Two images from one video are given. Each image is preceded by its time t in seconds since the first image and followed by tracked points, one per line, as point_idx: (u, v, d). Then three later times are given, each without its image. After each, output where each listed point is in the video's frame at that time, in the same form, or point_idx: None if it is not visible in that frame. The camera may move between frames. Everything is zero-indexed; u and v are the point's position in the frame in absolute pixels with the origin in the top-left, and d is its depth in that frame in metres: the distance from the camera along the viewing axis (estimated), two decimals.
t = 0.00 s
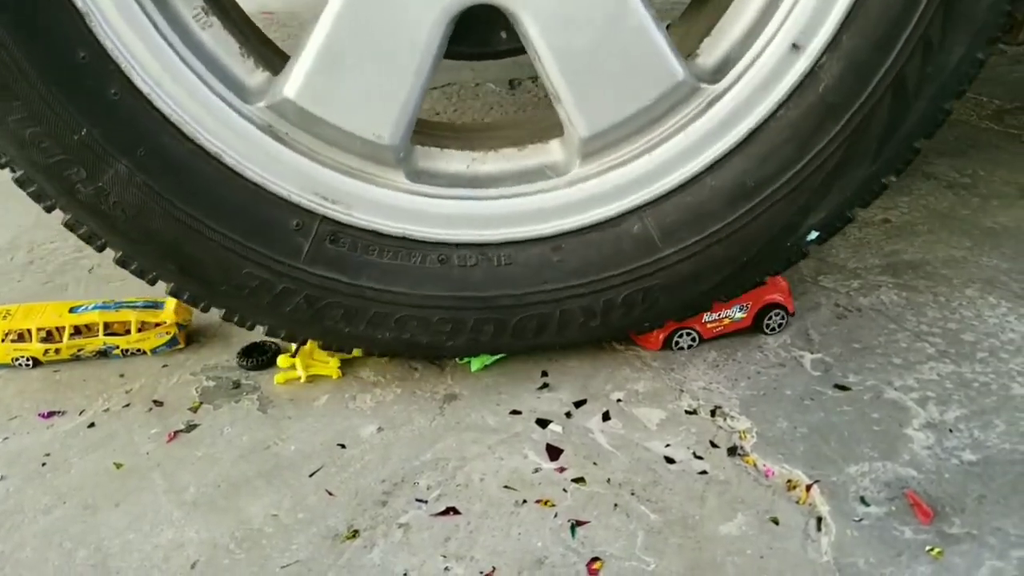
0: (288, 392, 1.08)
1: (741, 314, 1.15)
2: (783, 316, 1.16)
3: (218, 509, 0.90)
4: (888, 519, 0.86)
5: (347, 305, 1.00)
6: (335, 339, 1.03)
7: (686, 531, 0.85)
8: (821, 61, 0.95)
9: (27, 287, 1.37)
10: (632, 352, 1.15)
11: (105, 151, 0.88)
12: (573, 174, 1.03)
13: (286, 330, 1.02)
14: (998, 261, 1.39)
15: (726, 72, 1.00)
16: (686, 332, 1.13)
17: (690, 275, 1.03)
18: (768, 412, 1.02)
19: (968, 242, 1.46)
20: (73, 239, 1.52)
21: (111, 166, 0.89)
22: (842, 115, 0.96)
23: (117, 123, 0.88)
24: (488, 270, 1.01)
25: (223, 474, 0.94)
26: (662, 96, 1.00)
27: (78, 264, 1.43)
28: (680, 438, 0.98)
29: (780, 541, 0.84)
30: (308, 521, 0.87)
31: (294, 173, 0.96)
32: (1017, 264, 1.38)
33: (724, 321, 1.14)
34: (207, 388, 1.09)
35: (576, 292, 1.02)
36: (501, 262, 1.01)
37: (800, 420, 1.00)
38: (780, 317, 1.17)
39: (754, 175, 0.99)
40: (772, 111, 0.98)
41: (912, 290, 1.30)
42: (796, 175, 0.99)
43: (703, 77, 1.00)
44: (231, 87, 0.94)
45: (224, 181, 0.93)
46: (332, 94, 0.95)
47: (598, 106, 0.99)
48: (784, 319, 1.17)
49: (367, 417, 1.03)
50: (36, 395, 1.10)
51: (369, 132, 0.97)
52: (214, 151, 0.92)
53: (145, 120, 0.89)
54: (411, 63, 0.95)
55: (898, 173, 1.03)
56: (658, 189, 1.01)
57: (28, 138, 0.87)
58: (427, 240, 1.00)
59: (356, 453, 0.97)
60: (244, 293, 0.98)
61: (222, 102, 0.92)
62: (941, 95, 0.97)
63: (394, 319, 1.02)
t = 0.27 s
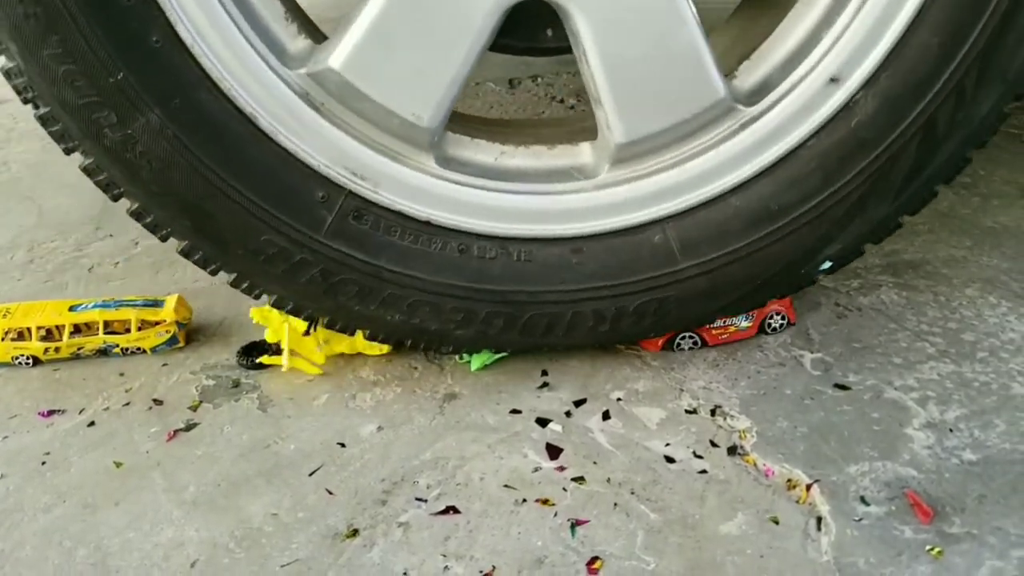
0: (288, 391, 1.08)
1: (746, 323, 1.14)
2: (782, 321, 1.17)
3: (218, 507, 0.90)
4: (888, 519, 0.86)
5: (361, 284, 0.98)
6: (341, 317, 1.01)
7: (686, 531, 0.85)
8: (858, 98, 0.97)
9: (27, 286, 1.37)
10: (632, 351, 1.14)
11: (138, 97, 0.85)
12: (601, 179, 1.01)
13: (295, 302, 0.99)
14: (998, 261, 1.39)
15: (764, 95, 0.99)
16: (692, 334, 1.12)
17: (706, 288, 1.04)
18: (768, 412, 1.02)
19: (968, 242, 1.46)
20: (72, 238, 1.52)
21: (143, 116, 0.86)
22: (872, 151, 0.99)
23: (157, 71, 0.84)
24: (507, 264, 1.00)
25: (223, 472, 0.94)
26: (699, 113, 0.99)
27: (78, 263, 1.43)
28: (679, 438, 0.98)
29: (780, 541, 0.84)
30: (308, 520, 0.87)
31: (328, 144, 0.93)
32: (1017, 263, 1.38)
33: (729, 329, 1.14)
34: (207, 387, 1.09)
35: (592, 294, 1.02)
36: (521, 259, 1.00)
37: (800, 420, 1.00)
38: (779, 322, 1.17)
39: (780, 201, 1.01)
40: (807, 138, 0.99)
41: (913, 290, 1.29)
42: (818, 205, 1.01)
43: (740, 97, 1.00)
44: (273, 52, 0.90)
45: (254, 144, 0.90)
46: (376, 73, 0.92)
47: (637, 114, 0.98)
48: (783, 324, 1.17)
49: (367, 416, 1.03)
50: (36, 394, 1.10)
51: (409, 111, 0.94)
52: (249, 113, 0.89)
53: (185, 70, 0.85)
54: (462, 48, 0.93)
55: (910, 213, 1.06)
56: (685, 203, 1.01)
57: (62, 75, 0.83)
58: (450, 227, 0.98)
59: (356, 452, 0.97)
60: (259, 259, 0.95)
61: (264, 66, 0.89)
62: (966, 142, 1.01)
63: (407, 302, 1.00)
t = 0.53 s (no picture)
0: (288, 390, 1.08)
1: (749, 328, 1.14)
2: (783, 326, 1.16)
3: (218, 507, 0.90)
4: (888, 519, 0.86)
5: (377, 254, 0.96)
6: (351, 287, 0.99)
7: (686, 530, 0.85)
8: (887, 128, 1.01)
9: (26, 286, 1.37)
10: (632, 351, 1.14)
11: (182, 37, 0.82)
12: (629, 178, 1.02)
13: (307, 267, 0.98)
14: (999, 261, 1.39)
15: (798, 116, 1.03)
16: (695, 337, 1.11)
17: (718, 298, 1.05)
18: (768, 412, 1.01)
19: (969, 242, 1.46)
20: (72, 238, 1.52)
21: (183, 56, 0.83)
22: (894, 183, 1.03)
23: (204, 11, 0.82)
24: (526, 253, 1.00)
25: (223, 472, 0.94)
26: (732, 127, 1.01)
27: (78, 264, 1.43)
28: (679, 437, 0.98)
29: (780, 541, 0.84)
30: (308, 520, 0.87)
31: (367, 113, 0.92)
32: (1018, 263, 1.38)
33: (732, 334, 1.13)
34: (207, 387, 1.09)
35: (606, 292, 1.03)
36: (541, 250, 1.00)
37: (800, 420, 1.00)
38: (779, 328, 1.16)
39: (801, 220, 1.03)
40: (834, 162, 1.02)
41: (913, 290, 1.29)
42: (836, 229, 1.04)
43: (773, 115, 1.03)
44: (321, 14, 0.89)
45: (292, 100, 0.88)
46: (422, 50, 0.91)
47: (673, 115, 0.99)
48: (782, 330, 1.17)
49: (367, 416, 1.03)
50: (35, 394, 1.10)
51: (450, 87, 0.93)
52: (291, 69, 0.87)
53: (232, 14, 0.82)
54: (510, 31, 0.91)
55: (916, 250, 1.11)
56: (709, 212, 1.03)
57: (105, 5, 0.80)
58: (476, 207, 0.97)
59: (356, 452, 0.97)
60: (280, 217, 0.93)
61: (314, 27, 0.87)
62: (981, 186, 1.06)
63: (422, 279, 0.99)
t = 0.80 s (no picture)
0: (289, 390, 1.08)
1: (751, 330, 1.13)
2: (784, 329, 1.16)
3: (218, 507, 0.89)
4: (890, 519, 0.86)
5: (399, 220, 0.95)
6: (366, 253, 0.98)
7: (688, 531, 0.85)
8: (914, 156, 1.04)
9: (26, 286, 1.37)
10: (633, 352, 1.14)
11: None
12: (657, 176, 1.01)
13: (323, 227, 0.96)
14: (1000, 261, 1.38)
15: (828, 133, 1.04)
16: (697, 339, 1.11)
17: (730, 304, 1.05)
18: (769, 412, 1.01)
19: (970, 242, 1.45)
20: (72, 238, 1.52)
21: None
22: (914, 208, 1.05)
23: None
24: (548, 237, 0.99)
25: (223, 472, 0.94)
26: (770, 136, 1.01)
27: (78, 264, 1.43)
28: (681, 438, 0.98)
29: (782, 541, 0.83)
30: (308, 520, 0.87)
31: (409, 77, 0.90)
32: (1020, 264, 1.38)
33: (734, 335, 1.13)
34: (208, 387, 1.09)
35: (619, 286, 1.02)
36: (563, 237, 0.99)
37: (802, 420, 1.00)
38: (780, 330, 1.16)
39: (822, 235, 1.04)
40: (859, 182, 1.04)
41: (915, 290, 1.29)
42: (855, 248, 1.05)
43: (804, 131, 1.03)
44: None
45: (335, 52, 0.86)
46: (475, 19, 0.89)
47: (716, 103, 0.97)
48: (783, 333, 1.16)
49: (367, 416, 1.03)
50: (36, 394, 1.09)
51: (496, 60, 0.91)
52: (339, 20, 0.85)
53: None
54: (564, 10, 0.89)
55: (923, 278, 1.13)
56: (733, 219, 1.03)
57: None
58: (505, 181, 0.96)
59: (356, 452, 0.97)
60: (307, 171, 0.92)
61: None
62: (992, 223, 1.10)
63: (439, 251, 0.97)
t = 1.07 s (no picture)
0: (290, 390, 1.07)
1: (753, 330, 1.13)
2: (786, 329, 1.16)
3: (219, 507, 0.89)
4: (892, 519, 0.85)
5: (428, 180, 0.94)
6: (387, 211, 0.96)
7: (690, 530, 0.85)
8: (935, 183, 1.04)
9: (27, 285, 1.37)
10: (635, 351, 1.14)
11: None
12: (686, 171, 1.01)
13: (347, 177, 0.94)
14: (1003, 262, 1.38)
15: (856, 151, 1.04)
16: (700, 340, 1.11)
17: (738, 308, 1.05)
18: (771, 412, 1.01)
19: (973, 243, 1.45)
20: (73, 236, 1.52)
21: None
22: (932, 236, 1.05)
23: None
24: (571, 221, 0.98)
25: (224, 472, 0.94)
26: (804, 145, 1.01)
27: (79, 263, 1.43)
28: (683, 437, 0.98)
29: (783, 541, 0.83)
30: (309, 519, 0.87)
31: (463, 43, 0.89)
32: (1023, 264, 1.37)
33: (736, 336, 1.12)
34: (209, 386, 1.09)
35: (635, 276, 1.02)
36: (586, 222, 0.98)
37: (803, 420, 1.00)
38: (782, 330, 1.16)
39: (836, 248, 1.04)
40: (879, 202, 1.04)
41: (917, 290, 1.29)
42: (870, 266, 1.05)
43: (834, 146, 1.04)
44: None
45: None
46: None
47: (759, 95, 0.96)
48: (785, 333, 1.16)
49: (369, 416, 1.02)
50: (37, 392, 1.09)
51: (551, 32, 0.91)
52: None
53: None
54: None
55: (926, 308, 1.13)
56: (755, 223, 1.03)
57: None
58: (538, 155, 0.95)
59: (357, 451, 0.97)
60: (343, 118, 0.90)
61: None
62: (998, 262, 1.10)
63: (464, 218, 0.97)
